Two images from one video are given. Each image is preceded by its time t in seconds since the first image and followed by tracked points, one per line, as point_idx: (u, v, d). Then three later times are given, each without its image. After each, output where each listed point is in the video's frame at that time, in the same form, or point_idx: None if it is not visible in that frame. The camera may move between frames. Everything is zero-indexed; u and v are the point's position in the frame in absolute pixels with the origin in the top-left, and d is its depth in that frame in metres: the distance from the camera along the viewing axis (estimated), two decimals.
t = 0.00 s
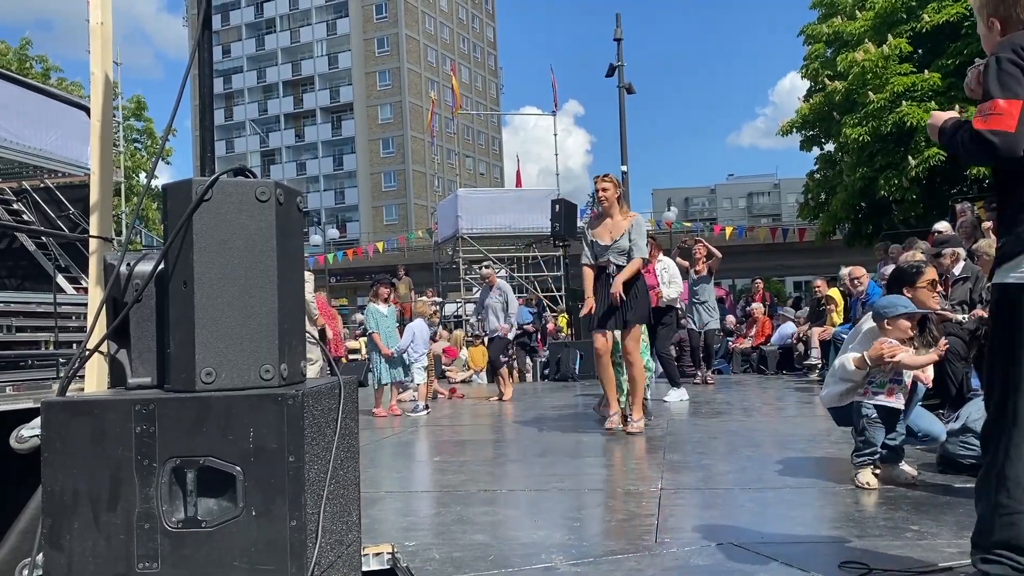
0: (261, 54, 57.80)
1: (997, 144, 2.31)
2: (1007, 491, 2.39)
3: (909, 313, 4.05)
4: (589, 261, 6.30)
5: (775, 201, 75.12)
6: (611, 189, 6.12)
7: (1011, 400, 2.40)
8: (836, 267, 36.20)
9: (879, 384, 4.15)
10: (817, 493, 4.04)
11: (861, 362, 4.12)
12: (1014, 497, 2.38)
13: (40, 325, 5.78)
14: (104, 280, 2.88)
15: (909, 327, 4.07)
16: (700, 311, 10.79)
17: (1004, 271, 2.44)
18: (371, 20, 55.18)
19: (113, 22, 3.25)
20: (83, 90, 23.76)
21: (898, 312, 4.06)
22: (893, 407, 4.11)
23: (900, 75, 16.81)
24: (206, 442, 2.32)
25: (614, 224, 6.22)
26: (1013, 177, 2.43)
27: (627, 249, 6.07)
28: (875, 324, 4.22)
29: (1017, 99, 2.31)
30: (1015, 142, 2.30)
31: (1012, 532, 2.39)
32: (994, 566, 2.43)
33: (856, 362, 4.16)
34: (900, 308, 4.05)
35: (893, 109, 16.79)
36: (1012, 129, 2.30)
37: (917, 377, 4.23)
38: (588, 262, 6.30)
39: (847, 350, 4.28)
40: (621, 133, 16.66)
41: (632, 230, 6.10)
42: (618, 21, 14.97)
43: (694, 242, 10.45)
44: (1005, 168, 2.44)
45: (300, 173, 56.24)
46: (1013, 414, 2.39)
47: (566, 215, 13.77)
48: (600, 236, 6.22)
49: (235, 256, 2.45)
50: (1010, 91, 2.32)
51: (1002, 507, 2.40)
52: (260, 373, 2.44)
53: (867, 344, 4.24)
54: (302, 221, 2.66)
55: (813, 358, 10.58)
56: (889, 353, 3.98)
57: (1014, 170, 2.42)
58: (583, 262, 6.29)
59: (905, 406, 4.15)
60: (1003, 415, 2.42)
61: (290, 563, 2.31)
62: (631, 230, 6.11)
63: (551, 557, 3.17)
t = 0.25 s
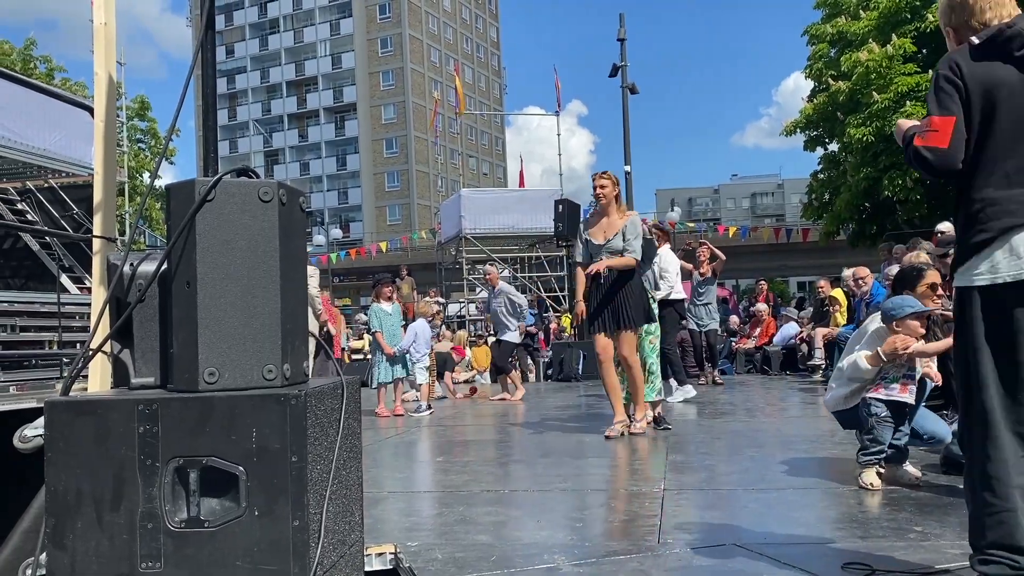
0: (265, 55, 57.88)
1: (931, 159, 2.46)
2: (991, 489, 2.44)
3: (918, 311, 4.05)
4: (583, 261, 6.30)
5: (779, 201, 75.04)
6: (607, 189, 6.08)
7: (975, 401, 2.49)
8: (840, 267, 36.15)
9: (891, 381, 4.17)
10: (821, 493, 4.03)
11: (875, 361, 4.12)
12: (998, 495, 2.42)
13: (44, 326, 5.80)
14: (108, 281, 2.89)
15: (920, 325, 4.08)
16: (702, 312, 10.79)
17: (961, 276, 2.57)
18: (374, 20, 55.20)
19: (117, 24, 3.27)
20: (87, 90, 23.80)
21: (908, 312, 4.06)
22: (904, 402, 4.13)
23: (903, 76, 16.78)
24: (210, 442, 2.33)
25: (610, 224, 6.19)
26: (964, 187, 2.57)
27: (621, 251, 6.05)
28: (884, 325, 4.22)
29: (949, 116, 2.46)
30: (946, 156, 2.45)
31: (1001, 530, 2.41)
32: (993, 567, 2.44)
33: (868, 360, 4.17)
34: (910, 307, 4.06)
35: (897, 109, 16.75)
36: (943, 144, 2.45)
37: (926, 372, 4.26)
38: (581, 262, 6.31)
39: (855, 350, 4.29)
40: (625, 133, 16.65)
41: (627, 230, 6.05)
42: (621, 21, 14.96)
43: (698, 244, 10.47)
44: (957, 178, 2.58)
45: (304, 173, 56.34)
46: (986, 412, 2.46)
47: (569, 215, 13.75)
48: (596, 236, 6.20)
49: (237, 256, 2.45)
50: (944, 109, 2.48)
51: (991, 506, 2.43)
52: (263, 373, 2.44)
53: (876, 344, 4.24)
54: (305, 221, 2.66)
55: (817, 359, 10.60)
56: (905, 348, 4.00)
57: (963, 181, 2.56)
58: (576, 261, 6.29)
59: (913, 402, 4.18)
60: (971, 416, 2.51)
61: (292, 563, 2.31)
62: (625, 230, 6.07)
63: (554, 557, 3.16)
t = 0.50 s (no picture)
0: (269, 55, 57.95)
1: (892, 175, 2.66)
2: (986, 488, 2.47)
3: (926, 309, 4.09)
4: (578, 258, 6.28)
5: (783, 201, 74.89)
6: (602, 191, 6.06)
7: (965, 404, 2.54)
8: (845, 267, 36.06)
9: (904, 378, 4.16)
10: (826, 494, 4.03)
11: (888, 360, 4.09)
12: (999, 495, 2.44)
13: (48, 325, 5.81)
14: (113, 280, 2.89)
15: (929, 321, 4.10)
16: (714, 311, 10.86)
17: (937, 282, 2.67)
18: (378, 20, 55.21)
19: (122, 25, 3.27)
20: (91, 90, 23.83)
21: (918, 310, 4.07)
22: (919, 399, 4.14)
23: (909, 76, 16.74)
24: (214, 441, 2.33)
25: (605, 226, 6.15)
26: (936, 195, 2.69)
27: (614, 253, 6.01)
28: (890, 323, 4.26)
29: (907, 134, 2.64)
30: (904, 172, 2.64)
31: (1002, 530, 2.43)
32: (995, 568, 2.45)
33: (881, 362, 4.13)
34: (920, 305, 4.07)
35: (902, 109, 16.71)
36: (901, 161, 2.63)
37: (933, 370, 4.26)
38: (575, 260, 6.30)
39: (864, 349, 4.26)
40: (629, 133, 16.64)
41: (621, 233, 6.01)
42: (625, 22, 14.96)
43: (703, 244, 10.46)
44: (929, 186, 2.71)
45: (308, 173, 56.43)
46: (973, 412, 2.51)
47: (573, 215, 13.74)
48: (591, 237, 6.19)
49: (242, 255, 2.45)
50: (901, 127, 2.66)
51: (991, 506, 2.45)
52: (268, 372, 2.44)
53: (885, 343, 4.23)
54: (310, 220, 2.66)
55: (822, 359, 10.59)
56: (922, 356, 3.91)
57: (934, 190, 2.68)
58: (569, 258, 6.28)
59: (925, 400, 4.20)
60: (963, 418, 2.56)
61: (297, 562, 2.31)
62: (619, 233, 6.02)
63: (557, 557, 3.16)
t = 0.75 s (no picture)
0: (274, 55, 58.05)
1: (880, 180, 2.76)
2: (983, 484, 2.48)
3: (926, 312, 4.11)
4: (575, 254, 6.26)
5: (788, 202, 74.78)
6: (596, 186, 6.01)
7: (961, 406, 2.55)
8: (850, 268, 35.99)
9: (912, 381, 4.08)
10: (831, 495, 4.02)
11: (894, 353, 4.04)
12: (1002, 496, 2.43)
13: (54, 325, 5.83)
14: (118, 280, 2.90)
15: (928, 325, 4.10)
16: (719, 310, 10.90)
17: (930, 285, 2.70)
18: (383, 21, 55.23)
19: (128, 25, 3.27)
20: (97, 91, 23.90)
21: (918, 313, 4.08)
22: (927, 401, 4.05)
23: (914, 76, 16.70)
24: (219, 441, 2.33)
25: (601, 223, 6.09)
26: (927, 199, 2.74)
27: (610, 251, 5.97)
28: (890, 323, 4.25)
29: (893, 140, 2.71)
30: (890, 179, 2.73)
31: (1004, 531, 2.43)
32: (1000, 570, 2.44)
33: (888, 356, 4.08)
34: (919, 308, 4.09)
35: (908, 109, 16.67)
36: (887, 166, 2.72)
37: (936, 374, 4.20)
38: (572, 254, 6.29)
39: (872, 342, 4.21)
40: (634, 133, 16.63)
41: (615, 231, 5.95)
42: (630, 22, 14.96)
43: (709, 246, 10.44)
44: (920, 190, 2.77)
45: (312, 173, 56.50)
46: (971, 414, 2.51)
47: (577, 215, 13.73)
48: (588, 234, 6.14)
49: (247, 256, 2.46)
50: (888, 133, 2.73)
51: (993, 507, 2.45)
52: (273, 372, 2.45)
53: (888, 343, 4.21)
54: (315, 221, 2.67)
55: (826, 360, 10.58)
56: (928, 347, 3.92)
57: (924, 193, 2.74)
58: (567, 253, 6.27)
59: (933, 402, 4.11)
60: (959, 419, 2.56)
61: (301, 562, 2.31)
62: (614, 230, 5.96)
63: (562, 557, 3.16)
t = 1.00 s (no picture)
0: (280, 56, 58.15)
1: (879, 181, 2.76)
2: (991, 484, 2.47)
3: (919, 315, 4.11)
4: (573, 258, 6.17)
5: (793, 203, 74.64)
6: (593, 189, 5.87)
7: (967, 408, 2.53)
8: (856, 270, 35.88)
9: (919, 382, 3.99)
10: (837, 498, 4.01)
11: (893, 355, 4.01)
12: (1011, 498, 2.42)
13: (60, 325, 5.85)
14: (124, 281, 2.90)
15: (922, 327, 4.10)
16: (723, 312, 10.90)
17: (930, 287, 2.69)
18: (388, 21, 55.23)
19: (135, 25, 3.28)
20: (103, 91, 23.96)
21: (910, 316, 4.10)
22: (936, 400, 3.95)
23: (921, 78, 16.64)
24: (225, 443, 2.33)
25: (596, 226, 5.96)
26: (928, 201, 2.72)
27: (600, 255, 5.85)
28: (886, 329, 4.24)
29: (892, 141, 2.70)
30: (889, 179, 2.72)
31: (1011, 533, 2.42)
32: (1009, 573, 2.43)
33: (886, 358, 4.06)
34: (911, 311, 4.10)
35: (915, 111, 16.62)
36: (886, 167, 2.72)
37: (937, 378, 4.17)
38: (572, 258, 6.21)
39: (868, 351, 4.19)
40: (639, 135, 16.61)
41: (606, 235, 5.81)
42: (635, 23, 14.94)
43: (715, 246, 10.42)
44: (920, 191, 2.76)
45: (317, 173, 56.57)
46: (977, 416, 2.50)
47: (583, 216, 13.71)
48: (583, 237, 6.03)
49: (253, 257, 2.46)
50: (887, 134, 2.72)
51: (1002, 509, 2.44)
52: (279, 373, 2.44)
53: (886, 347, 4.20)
54: (321, 222, 2.66)
55: (832, 362, 10.55)
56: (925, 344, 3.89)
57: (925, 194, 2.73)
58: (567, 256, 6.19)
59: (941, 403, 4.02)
60: (965, 419, 2.54)
61: (307, 563, 2.31)
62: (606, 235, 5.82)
63: (567, 559, 3.15)
